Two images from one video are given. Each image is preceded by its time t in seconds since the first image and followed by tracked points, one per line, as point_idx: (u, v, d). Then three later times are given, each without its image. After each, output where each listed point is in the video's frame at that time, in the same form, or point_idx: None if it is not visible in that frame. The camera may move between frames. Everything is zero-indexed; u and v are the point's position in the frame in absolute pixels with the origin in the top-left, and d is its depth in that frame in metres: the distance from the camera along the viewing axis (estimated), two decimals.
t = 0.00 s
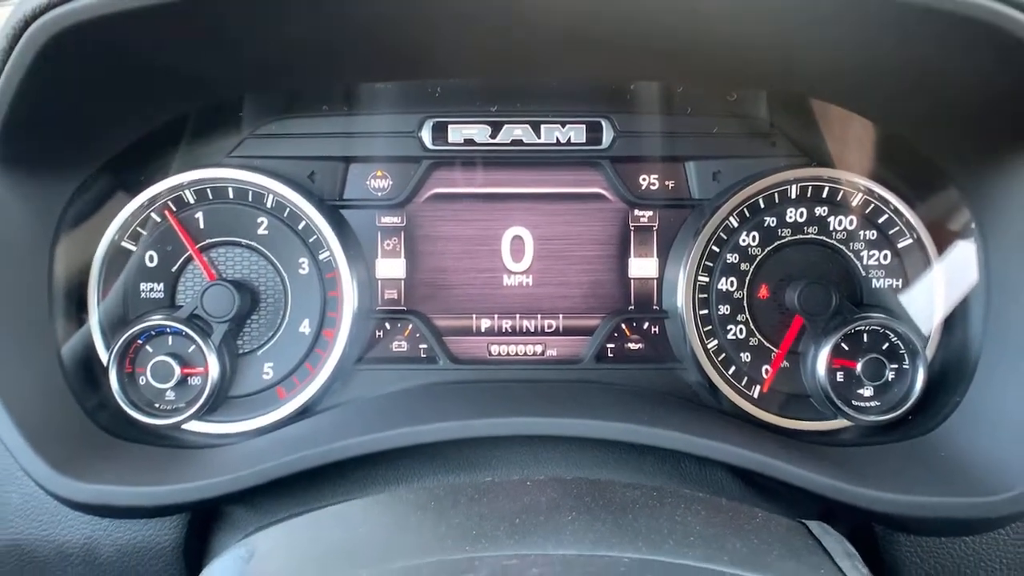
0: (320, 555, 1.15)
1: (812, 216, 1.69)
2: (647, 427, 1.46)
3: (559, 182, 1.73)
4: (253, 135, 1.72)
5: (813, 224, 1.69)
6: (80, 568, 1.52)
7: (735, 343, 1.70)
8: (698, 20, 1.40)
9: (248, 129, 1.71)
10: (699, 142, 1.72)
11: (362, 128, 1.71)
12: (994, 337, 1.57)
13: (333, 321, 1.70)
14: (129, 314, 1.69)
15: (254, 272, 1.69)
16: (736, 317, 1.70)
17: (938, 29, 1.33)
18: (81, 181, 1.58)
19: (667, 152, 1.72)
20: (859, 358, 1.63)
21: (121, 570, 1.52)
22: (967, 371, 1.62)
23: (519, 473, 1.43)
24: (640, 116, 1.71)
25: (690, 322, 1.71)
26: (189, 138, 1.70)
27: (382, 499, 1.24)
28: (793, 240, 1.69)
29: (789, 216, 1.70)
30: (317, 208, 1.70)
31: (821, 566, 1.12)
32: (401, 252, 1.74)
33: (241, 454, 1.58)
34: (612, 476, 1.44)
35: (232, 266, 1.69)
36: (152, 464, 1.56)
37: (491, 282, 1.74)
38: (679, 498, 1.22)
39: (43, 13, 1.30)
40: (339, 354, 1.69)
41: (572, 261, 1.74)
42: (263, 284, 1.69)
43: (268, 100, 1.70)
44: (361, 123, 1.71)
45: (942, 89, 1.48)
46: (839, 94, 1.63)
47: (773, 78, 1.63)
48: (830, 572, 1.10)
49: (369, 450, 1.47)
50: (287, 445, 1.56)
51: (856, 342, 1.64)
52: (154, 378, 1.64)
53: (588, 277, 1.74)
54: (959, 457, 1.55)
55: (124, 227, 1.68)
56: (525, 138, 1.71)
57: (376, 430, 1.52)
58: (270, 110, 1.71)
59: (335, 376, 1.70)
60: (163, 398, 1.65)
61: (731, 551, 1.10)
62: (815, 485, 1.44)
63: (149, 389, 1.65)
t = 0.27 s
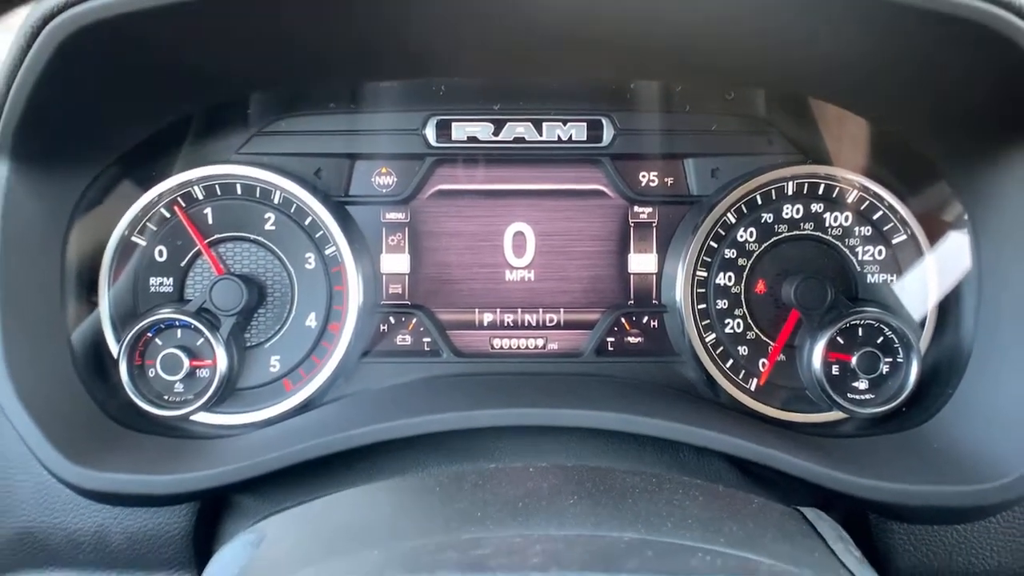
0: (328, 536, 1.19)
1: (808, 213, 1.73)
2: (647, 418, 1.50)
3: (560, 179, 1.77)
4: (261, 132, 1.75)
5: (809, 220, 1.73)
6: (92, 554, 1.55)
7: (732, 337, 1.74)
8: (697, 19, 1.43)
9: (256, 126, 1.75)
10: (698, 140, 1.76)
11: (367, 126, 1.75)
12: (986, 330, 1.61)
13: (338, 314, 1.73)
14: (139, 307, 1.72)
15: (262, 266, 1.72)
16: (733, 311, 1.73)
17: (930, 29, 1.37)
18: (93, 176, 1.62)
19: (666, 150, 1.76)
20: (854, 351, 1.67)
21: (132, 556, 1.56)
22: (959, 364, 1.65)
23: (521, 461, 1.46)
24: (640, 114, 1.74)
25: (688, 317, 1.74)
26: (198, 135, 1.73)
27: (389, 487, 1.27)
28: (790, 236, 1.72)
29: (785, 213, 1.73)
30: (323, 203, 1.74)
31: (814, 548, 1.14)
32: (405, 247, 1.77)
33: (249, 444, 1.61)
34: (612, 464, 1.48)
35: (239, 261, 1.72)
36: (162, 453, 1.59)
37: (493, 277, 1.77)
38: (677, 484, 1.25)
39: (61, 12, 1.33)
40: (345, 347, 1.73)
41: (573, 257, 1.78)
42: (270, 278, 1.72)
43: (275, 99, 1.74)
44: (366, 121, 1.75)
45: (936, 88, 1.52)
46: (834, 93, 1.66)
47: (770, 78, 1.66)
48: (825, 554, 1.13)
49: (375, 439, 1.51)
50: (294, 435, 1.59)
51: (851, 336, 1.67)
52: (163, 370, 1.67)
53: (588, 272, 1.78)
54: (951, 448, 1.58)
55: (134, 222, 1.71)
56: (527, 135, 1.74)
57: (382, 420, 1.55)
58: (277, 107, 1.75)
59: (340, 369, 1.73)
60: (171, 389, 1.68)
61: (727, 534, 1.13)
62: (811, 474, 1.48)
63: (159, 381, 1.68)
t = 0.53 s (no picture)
0: (336, 521, 1.22)
1: (804, 211, 1.77)
2: (646, 411, 1.54)
3: (561, 178, 1.81)
4: (269, 131, 1.79)
5: (805, 219, 1.77)
6: (103, 545, 1.59)
7: (730, 332, 1.78)
8: (695, 20, 1.47)
9: (264, 126, 1.79)
10: (696, 140, 1.80)
11: (372, 126, 1.79)
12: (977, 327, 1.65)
13: (345, 310, 1.77)
14: (149, 303, 1.76)
15: (270, 263, 1.76)
16: (731, 308, 1.78)
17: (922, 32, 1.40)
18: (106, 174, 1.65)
19: (665, 150, 1.80)
20: (849, 346, 1.71)
21: (142, 547, 1.59)
22: (953, 358, 1.69)
23: (524, 451, 1.50)
24: (640, 114, 1.78)
25: (686, 313, 1.78)
26: (207, 135, 1.77)
27: (395, 476, 1.31)
28: (786, 234, 1.76)
29: (782, 211, 1.77)
30: (330, 202, 1.78)
31: (808, 534, 1.18)
32: (410, 245, 1.81)
33: (257, 436, 1.65)
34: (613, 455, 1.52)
35: (248, 258, 1.76)
36: (173, 445, 1.63)
37: (496, 274, 1.81)
38: (676, 473, 1.29)
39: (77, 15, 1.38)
40: (351, 341, 1.77)
41: (574, 254, 1.82)
42: (278, 275, 1.76)
43: (283, 99, 1.78)
44: (371, 121, 1.79)
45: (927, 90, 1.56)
46: (830, 94, 1.70)
47: (767, 79, 1.70)
48: (818, 538, 1.17)
49: (382, 431, 1.55)
50: (301, 427, 1.63)
51: (846, 332, 1.71)
52: (174, 364, 1.72)
53: (589, 269, 1.82)
54: (943, 439, 1.62)
55: (145, 220, 1.75)
56: (529, 135, 1.78)
57: (388, 413, 1.59)
58: (285, 108, 1.78)
59: (347, 363, 1.77)
60: (181, 383, 1.72)
61: (723, 520, 1.17)
62: (806, 465, 1.52)
63: (169, 375, 1.72)
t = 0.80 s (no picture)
0: (344, 505, 1.26)
1: (799, 208, 1.81)
2: (644, 402, 1.58)
3: (562, 175, 1.85)
4: (277, 129, 1.83)
5: (799, 215, 1.81)
6: (117, 532, 1.63)
7: (726, 326, 1.82)
8: (692, 20, 1.52)
9: (272, 124, 1.83)
10: (694, 139, 1.84)
11: (377, 125, 1.83)
12: (965, 319, 1.69)
13: (350, 304, 1.81)
14: (159, 297, 1.81)
15: (278, 258, 1.81)
16: (727, 302, 1.82)
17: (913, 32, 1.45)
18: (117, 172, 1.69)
19: (663, 148, 1.84)
20: (842, 340, 1.75)
21: (155, 534, 1.64)
22: (944, 350, 1.72)
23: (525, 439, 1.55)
24: (639, 114, 1.83)
25: (683, 308, 1.82)
26: (217, 133, 1.81)
27: (402, 462, 1.36)
28: (781, 230, 1.81)
29: (777, 208, 1.82)
30: (337, 199, 1.82)
31: (801, 517, 1.22)
32: (414, 241, 1.85)
33: (265, 426, 1.69)
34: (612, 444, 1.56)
35: (256, 254, 1.81)
36: (184, 434, 1.67)
37: (498, 269, 1.86)
38: (673, 460, 1.33)
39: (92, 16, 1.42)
40: (356, 335, 1.81)
41: (574, 250, 1.86)
42: (285, 270, 1.81)
43: (290, 99, 1.82)
44: (376, 120, 1.83)
45: (917, 90, 1.60)
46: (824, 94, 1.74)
47: (763, 79, 1.75)
48: (811, 521, 1.21)
49: (387, 421, 1.59)
50: (309, 417, 1.68)
51: (839, 325, 1.76)
52: (183, 357, 1.76)
53: (588, 264, 1.86)
54: (933, 429, 1.67)
55: (155, 216, 1.79)
56: (531, 134, 1.82)
57: (393, 403, 1.63)
58: (292, 107, 1.83)
59: (352, 356, 1.81)
60: (190, 375, 1.76)
61: (718, 502, 1.21)
62: (800, 454, 1.56)
63: (179, 367, 1.76)
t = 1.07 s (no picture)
0: (358, 487, 1.33)
1: (793, 206, 1.88)
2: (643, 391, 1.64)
3: (564, 174, 1.91)
4: (289, 129, 1.90)
5: (794, 213, 1.87)
6: (137, 517, 1.70)
7: (723, 320, 1.88)
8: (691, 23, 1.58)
9: (284, 125, 1.90)
10: (691, 139, 1.91)
11: (386, 125, 1.90)
12: (954, 312, 1.76)
13: (360, 298, 1.88)
14: (175, 292, 1.87)
15: (290, 254, 1.87)
16: (724, 297, 1.89)
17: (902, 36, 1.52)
18: (136, 170, 1.75)
19: (661, 148, 1.91)
20: (835, 333, 1.82)
21: (173, 518, 1.70)
22: (932, 341, 1.80)
23: (530, 427, 1.61)
24: (638, 115, 1.89)
25: (681, 302, 1.89)
26: (231, 133, 1.88)
27: (413, 447, 1.42)
28: (775, 228, 1.88)
29: (771, 206, 1.88)
30: (348, 197, 1.89)
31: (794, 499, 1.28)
32: (421, 237, 1.92)
33: (278, 416, 1.75)
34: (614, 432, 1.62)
35: (269, 250, 1.87)
36: (201, 423, 1.73)
37: (503, 265, 1.92)
38: (672, 445, 1.40)
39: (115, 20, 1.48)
40: (366, 329, 1.87)
41: (575, 247, 1.93)
42: (297, 265, 1.87)
43: (301, 100, 1.88)
44: (385, 121, 1.90)
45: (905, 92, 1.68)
46: (817, 95, 1.81)
47: (758, 81, 1.81)
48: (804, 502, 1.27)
49: (397, 410, 1.65)
50: (320, 407, 1.74)
51: (832, 320, 1.82)
52: (199, 349, 1.83)
53: (589, 261, 1.93)
54: (921, 417, 1.73)
55: (172, 213, 1.86)
56: (534, 134, 1.89)
57: (402, 393, 1.69)
58: (303, 107, 1.90)
59: (362, 349, 1.88)
60: (206, 367, 1.83)
61: (715, 483, 1.28)
62: (794, 442, 1.62)
63: (194, 359, 1.83)
